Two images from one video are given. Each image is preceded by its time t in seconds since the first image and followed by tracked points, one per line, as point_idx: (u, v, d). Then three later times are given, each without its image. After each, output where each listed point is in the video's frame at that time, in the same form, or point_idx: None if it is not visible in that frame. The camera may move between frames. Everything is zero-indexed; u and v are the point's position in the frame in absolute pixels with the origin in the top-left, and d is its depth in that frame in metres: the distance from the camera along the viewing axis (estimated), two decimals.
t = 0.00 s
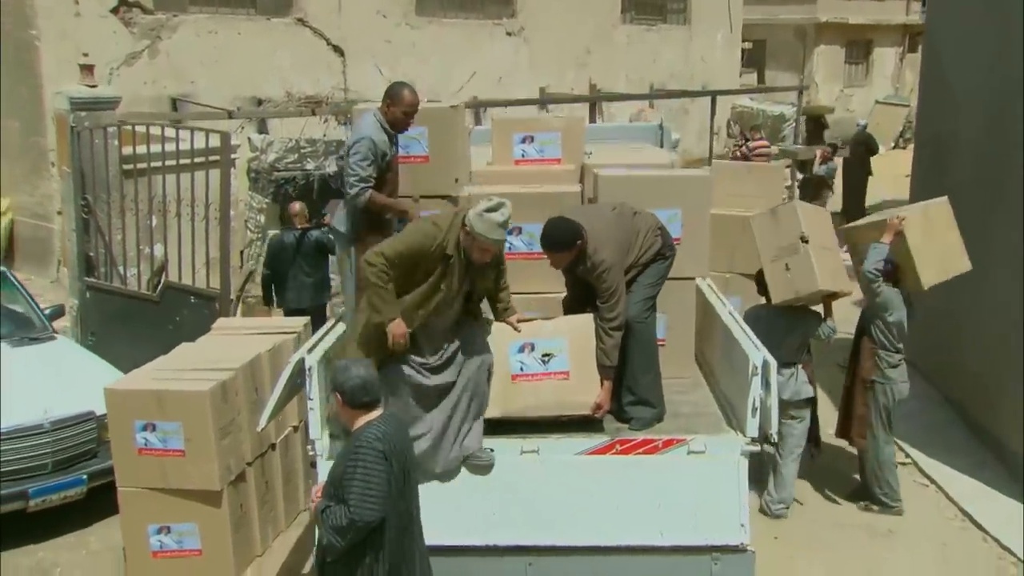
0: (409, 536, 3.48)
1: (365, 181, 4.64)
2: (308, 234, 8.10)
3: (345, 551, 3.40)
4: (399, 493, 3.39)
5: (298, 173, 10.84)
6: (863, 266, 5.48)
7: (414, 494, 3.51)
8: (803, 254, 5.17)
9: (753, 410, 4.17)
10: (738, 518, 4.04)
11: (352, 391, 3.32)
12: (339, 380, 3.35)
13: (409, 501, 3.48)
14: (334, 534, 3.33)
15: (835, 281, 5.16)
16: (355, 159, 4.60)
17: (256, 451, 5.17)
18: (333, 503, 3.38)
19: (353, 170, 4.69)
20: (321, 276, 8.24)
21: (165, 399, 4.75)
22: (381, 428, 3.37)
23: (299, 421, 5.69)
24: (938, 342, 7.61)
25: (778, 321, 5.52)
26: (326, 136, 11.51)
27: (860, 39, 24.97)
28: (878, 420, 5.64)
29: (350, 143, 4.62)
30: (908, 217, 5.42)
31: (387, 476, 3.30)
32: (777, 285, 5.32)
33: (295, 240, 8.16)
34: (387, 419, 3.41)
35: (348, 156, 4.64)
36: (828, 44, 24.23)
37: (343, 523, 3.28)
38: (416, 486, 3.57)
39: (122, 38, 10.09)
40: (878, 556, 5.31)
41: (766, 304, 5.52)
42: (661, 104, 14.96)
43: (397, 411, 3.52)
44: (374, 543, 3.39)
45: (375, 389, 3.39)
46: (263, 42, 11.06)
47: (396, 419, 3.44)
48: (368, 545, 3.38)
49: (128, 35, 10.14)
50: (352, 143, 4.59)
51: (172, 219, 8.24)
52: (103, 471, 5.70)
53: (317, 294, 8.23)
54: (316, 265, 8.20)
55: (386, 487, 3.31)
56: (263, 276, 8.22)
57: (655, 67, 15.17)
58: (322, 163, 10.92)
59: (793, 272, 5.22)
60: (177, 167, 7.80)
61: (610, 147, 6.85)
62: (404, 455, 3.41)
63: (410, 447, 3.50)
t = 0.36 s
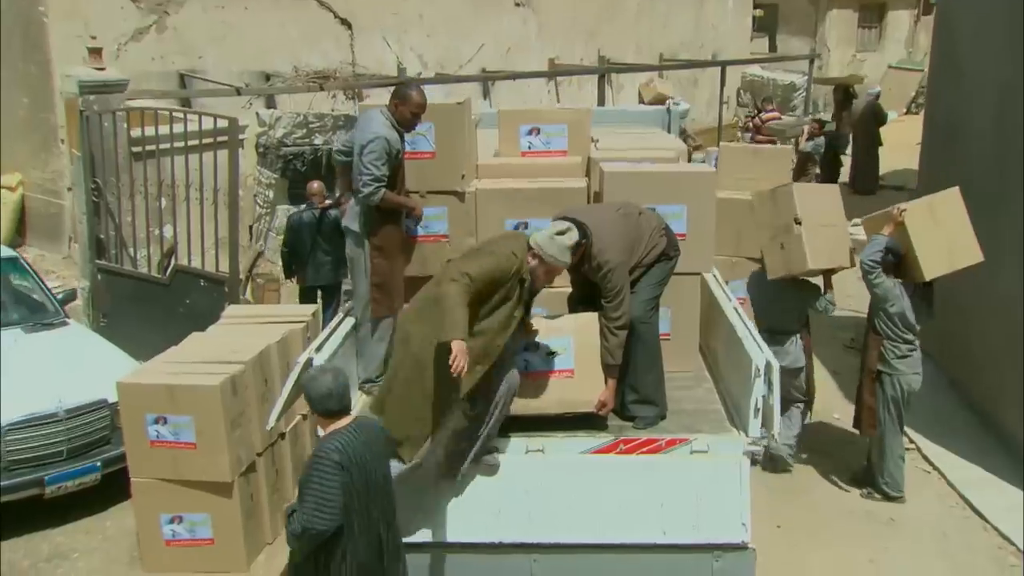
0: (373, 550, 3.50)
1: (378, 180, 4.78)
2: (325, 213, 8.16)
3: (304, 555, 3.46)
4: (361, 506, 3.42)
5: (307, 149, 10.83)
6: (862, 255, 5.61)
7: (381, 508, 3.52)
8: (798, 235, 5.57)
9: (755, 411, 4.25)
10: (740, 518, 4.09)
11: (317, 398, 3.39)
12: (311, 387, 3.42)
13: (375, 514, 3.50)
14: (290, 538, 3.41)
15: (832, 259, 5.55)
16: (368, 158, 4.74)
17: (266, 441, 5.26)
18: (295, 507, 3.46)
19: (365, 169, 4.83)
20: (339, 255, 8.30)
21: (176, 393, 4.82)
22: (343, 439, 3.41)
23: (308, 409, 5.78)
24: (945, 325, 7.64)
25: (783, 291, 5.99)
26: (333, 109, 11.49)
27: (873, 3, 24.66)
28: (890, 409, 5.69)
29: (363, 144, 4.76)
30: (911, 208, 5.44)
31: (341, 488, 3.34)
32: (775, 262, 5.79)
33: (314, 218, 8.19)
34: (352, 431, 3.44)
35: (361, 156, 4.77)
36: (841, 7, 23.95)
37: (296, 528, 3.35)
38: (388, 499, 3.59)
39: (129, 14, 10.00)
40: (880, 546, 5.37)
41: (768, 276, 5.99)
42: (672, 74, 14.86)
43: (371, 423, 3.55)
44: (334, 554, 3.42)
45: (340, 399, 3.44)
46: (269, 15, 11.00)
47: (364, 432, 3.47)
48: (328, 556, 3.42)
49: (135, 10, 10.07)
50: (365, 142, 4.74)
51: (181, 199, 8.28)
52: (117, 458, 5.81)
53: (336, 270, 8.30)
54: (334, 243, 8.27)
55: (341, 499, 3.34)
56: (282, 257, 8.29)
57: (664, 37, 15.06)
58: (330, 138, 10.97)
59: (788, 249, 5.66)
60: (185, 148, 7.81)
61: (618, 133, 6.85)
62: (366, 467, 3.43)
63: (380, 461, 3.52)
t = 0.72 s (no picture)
0: (329, 559, 3.72)
1: (378, 175, 4.74)
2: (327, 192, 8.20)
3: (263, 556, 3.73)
4: (318, 515, 3.65)
5: (309, 123, 10.87)
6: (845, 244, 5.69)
7: (342, 519, 3.74)
8: (815, 222, 5.65)
9: (753, 407, 4.30)
10: (736, 512, 4.17)
11: (291, 403, 3.71)
12: (288, 395, 3.74)
13: (336, 525, 3.72)
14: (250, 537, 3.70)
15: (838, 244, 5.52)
16: (371, 153, 4.71)
17: (271, 430, 5.37)
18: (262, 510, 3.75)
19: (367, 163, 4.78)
20: (340, 234, 8.30)
21: (182, 386, 4.90)
22: (307, 450, 3.66)
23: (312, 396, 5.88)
24: (945, 306, 7.69)
25: (793, 270, 6.15)
26: (336, 83, 11.49)
27: None
28: (882, 392, 5.80)
29: (367, 139, 4.74)
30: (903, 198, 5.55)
31: (295, 496, 3.59)
32: (792, 247, 5.91)
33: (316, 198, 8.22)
34: (319, 444, 3.69)
35: (364, 151, 4.74)
36: None
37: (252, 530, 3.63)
38: (353, 512, 3.80)
39: None
40: (874, 531, 5.47)
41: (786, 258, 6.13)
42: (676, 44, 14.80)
43: (345, 438, 3.78)
44: (289, 557, 3.67)
45: (309, 411, 3.70)
46: None
47: (332, 445, 3.71)
48: (283, 559, 3.68)
49: None
50: (369, 138, 4.73)
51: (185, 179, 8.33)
52: (125, 444, 5.92)
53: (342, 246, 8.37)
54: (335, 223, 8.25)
55: (294, 506, 3.59)
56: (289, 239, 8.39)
57: (668, 6, 14.98)
58: (332, 112, 10.98)
59: (805, 236, 5.76)
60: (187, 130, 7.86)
61: (620, 117, 6.87)
62: (327, 479, 3.67)
63: (347, 474, 3.75)
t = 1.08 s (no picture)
0: (331, 548, 3.84)
1: (381, 170, 4.79)
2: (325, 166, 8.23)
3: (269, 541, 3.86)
4: (321, 507, 3.76)
5: (312, 95, 10.89)
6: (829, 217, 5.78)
7: (345, 510, 3.85)
8: (817, 200, 5.84)
9: (750, 398, 4.38)
10: (732, 501, 4.26)
11: (295, 397, 3.78)
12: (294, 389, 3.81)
13: (340, 516, 3.83)
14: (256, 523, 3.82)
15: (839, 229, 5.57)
16: (374, 148, 4.76)
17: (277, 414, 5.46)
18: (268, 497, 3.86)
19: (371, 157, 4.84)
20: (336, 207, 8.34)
21: (190, 372, 4.98)
22: (311, 445, 3.76)
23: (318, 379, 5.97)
24: (945, 284, 7.73)
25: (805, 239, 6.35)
26: (339, 55, 11.50)
27: None
28: (851, 358, 6.13)
29: (372, 133, 4.79)
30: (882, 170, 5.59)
31: (298, 489, 3.70)
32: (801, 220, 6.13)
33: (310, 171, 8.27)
34: (323, 438, 3.78)
35: (369, 145, 4.79)
36: None
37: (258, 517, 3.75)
38: (357, 502, 3.91)
39: None
40: (870, 513, 5.56)
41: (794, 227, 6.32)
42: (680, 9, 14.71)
43: (349, 432, 3.87)
44: (293, 546, 3.79)
45: (315, 406, 3.78)
46: None
47: (336, 439, 3.80)
48: (286, 546, 3.80)
49: None
50: (374, 132, 4.77)
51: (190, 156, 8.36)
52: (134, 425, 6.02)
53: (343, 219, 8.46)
54: (330, 196, 8.29)
55: (298, 499, 3.70)
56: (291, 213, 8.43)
57: None
58: (336, 84, 11.02)
59: (812, 212, 5.96)
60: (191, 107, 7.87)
61: (623, 98, 6.89)
62: (330, 473, 3.76)
63: (351, 468, 3.84)
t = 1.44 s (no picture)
0: (339, 533, 3.95)
1: (382, 174, 4.90)
2: (314, 146, 8.09)
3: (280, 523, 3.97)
4: (330, 494, 3.86)
5: (309, 74, 10.97)
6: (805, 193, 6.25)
7: (355, 497, 3.94)
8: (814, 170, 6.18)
9: (743, 391, 4.44)
10: (726, 492, 4.33)
11: (306, 388, 3.85)
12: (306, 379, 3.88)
13: (349, 503, 3.93)
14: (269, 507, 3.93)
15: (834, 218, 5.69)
16: (374, 153, 4.85)
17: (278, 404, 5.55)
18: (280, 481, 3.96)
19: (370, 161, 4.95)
20: (331, 187, 8.21)
21: (192, 363, 5.06)
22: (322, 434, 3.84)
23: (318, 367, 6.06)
24: (939, 266, 7.80)
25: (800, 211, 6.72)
26: (336, 34, 11.55)
27: None
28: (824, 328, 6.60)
29: (370, 136, 4.89)
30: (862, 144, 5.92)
31: (310, 477, 3.79)
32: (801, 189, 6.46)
33: (304, 150, 8.12)
34: (333, 428, 3.86)
35: (368, 148, 4.89)
36: None
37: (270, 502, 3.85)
38: (367, 489, 4.00)
39: None
40: (862, 498, 5.66)
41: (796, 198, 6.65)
42: None
43: (360, 421, 3.95)
44: (304, 529, 3.90)
45: (325, 397, 3.84)
46: None
47: (346, 429, 3.88)
48: (298, 530, 3.92)
49: None
50: (373, 136, 4.87)
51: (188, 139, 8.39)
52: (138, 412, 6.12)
53: (341, 200, 8.50)
54: (322, 176, 8.13)
55: (308, 486, 3.80)
56: (291, 192, 8.26)
57: None
58: (332, 62, 11.16)
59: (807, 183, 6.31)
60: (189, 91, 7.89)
61: (620, 83, 6.92)
62: (340, 461, 3.85)
63: (360, 457, 3.93)
